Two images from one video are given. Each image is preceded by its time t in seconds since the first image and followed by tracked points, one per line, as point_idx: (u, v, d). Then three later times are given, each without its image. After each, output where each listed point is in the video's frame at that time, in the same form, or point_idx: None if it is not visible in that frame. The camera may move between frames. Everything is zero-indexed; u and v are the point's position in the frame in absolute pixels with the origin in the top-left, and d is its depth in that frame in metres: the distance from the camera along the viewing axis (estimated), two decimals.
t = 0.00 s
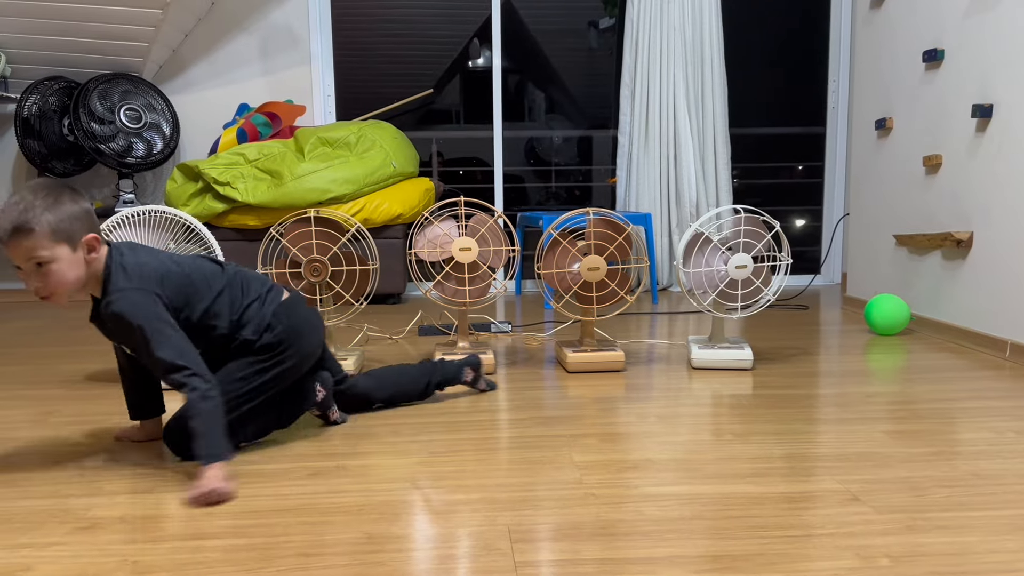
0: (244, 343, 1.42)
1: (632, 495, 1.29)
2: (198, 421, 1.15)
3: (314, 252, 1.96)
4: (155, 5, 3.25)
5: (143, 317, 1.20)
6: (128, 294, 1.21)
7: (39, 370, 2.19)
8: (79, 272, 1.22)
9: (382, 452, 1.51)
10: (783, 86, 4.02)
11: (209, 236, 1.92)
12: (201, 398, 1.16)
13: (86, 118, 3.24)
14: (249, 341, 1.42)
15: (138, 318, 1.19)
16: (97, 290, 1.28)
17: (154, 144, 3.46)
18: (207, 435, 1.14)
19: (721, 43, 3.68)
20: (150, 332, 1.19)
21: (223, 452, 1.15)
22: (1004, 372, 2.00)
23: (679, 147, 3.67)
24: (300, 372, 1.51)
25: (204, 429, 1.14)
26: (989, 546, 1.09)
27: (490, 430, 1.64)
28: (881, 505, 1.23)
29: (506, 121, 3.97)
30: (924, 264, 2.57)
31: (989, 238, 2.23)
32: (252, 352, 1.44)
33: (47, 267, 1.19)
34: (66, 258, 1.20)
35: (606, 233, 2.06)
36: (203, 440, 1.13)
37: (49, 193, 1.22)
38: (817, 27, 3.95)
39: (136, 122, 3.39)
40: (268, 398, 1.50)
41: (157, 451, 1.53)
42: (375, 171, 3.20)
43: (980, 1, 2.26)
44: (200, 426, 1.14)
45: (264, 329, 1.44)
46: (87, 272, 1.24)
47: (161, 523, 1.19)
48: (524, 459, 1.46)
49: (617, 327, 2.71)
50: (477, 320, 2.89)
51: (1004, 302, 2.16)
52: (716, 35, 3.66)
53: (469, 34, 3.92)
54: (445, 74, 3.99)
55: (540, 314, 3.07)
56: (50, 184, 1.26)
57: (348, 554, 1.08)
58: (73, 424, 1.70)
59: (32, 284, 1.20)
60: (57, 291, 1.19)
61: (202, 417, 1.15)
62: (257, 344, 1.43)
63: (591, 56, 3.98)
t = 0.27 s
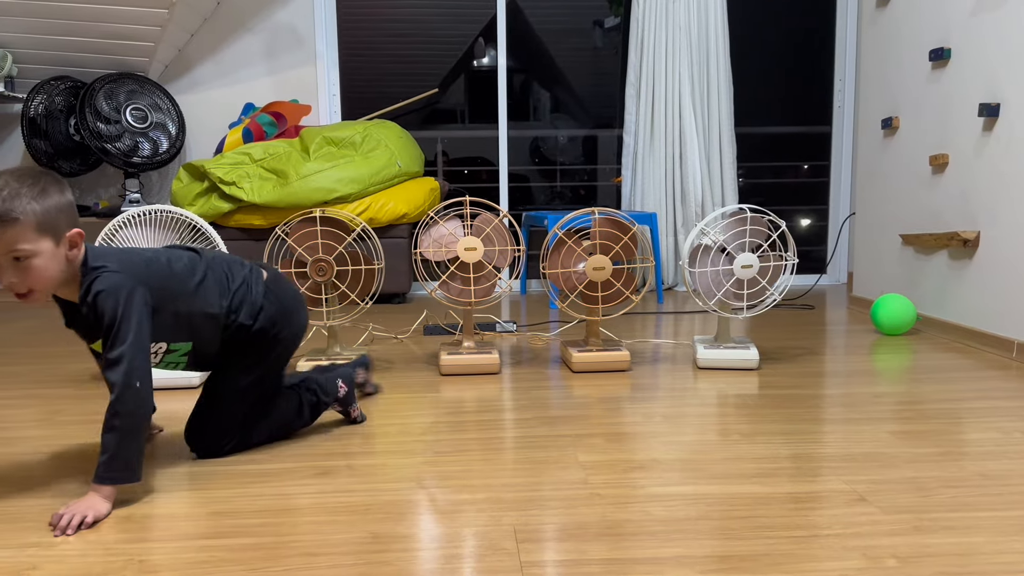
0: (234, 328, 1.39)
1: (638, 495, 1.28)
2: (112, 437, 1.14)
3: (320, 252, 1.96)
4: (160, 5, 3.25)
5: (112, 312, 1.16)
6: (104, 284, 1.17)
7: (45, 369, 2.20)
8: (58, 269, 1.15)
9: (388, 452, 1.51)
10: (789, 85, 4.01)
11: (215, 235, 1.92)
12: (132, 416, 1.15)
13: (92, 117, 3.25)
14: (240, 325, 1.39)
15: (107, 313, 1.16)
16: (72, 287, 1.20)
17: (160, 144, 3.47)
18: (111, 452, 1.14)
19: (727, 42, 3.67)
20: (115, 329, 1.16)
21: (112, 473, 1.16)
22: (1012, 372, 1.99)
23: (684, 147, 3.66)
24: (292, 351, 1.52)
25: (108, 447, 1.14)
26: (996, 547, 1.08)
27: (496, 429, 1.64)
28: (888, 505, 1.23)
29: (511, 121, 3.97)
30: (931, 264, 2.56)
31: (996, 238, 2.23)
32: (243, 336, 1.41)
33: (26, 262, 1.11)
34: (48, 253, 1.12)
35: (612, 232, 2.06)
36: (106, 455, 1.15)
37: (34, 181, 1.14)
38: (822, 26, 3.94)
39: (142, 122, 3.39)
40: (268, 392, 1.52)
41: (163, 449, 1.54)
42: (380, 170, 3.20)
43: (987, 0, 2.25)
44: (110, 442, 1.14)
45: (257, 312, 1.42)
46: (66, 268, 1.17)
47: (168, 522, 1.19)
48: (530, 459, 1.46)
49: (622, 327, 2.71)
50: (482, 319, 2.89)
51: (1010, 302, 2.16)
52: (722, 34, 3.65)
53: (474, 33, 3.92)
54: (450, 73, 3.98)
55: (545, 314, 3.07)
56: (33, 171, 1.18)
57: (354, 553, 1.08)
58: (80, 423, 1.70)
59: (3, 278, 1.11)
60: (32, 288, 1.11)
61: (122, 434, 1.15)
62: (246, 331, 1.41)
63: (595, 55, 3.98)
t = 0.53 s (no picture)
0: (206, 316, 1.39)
1: (642, 495, 1.28)
2: (117, 433, 1.15)
3: (325, 251, 1.96)
4: (165, 4, 3.26)
5: (117, 309, 1.14)
6: (107, 279, 1.14)
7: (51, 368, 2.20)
8: (46, 257, 1.09)
9: (393, 451, 1.51)
10: (793, 84, 4.00)
11: (220, 235, 1.93)
12: (136, 411, 1.16)
13: (97, 117, 3.25)
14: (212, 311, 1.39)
15: (111, 313, 1.14)
16: (56, 276, 1.14)
17: (165, 143, 3.48)
18: (118, 448, 1.15)
19: (732, 41, 3.67)
20: (118, 328, 1.15)
21: (117, 468, 1.17)
22: (1018, 372, 1.98)
23: (689, 145, 3.66)
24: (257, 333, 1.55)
25: (114, 442, 1.15)
26: (1002, 548, 1.08)
27: (500, 429, 1.64)
28: (893, 506, 1.23)
29: (516, 119, 3.98)
30: (936, 264, 2.56)
31: (1001, 237, 2.22)
32: (212, 322, 1.41)
33: (14, 250, 1.05)
34: (37, 239, 1.07)
35: (616, 232, 2.06)
36: (111, 452, 1.15)
37: (22, 163, 1.09)
38: (827, 25, 3.93)
39: (147, 121, 3.40)
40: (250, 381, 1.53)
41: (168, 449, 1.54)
42: (384, 170, 3.20)
43: None
44: (117, 438, 1.15)
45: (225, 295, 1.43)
46: (53, 256, 1.11)
47: (174, 522, 1.19)
48: (534, 458, 1.46)
49: (626, 326, 2.71)
50: (486, 319, 2.89)
51: (1016, 302, 2.15)
52: (727, 33, 3.64)
53: (478, 33, 3.92)
54: (454, 73, 3.98)
55: (549, 313, 3.07)
56: (21, 151, 1.12)
57: (359, 553, 1.08)
58: (85, 423, 1.71)
59: None
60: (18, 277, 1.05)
61: (128, 430, 1.16)
62: (219, 313, 1.42)
63: (600, 54, 3.98)
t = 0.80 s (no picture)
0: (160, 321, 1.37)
1: (646, 494, 1.28)
2: (117, 435, 1.16)
3: (328, 250, 1.97)
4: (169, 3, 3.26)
5: (103, 311, 1.16)
6: (89, 282, 1.16)
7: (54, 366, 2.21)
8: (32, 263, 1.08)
9: (395, 450, 1.51)
10: (798, 83, 3.99)
11: (224, 234, 1.93)
12: (132, 410, 1.18)
13: (101, 116, 3.25)
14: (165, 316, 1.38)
15: (96, 318, 1.15)
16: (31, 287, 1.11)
17: (169, 142, 3.48)
18: (121, 450, 1.16)
19: (736, 40, 3.66)
20: (105, 331, 1.16)
21: (123, 471, 1.18)
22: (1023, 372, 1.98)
23: (692, 145, 3.66)
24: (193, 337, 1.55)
25: (114, 445, 1.16)
26: (1006, 548, 1.08)
27: (503, 428, 1.65)
28: (897, 506, 1.22)
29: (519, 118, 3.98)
30: (940, 263, 2.55)
31: (1005, 237, 2.22)
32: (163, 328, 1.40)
33: (4, 254, 1.03)
34: (27, 243, 1.06)
35: (619, 231, 2.05)
36: (113, 455, 1.16)
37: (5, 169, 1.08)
38: (832, 25, 3.93)
39: (151, 120, 3.40)
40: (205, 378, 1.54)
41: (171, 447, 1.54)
42: (387, 169, 3.19)
43: None
44: (117, 440, 1.16)
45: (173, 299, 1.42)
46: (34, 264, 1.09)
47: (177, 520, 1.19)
48: (537, 457, 1.46)
49: (629, 325, 2.71)
50: (489, 318, 2.89)
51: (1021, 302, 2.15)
52: (730, 32, 3.64)
53: (482, 32, 3.92)
54: (458, 72, 3.98)
55: (552, 313, 3.07)
56: None
57: (362, 551, 1.08)
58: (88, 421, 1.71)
59: None
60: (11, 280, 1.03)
61: (127, 431, 1.17)
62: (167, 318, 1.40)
63: (604, 54, 3.97)
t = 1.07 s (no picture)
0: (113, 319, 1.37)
1: (647, 493, 1.28)
2: (131, 424, 1.21)
3: (330, 249, 1.97)
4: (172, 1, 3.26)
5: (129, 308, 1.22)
6: (117, 280, 1.21)
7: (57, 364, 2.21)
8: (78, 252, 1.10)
9: (397, 449, 1.51)
10: (800, 83, 3.99)
11: (227, 232, 1.93)
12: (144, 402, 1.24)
13: (104, 114, 3.25)
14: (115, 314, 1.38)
15: (122, 313, 1.21)
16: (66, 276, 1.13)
17: (172, 140, 3.49)
18: (135, 439, 1.20)
19: (738, 39, 3.66)
20: (129, 325, 1.22)
21: (133, 460, 1.21)
22: None
23: (695, 144, 3.66)
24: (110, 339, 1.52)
25: (127, 434, 1.20)
26: (1008, 549, 1.07)
27: (505, 427, 1.65)
28: (898, 505, 1.22)
29: (521, 117, 3.98)
30: (942, 263, 2.55)
31: (1007, 237, 2.22)
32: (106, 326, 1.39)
33: (63, 238, 1.06)
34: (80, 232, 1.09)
35: (621, 231, 2.06)
36: (127, 444, 1.19)
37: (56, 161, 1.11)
38: (835, 23, 3.92)
39: (154, 118, 3.40)
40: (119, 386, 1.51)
41: (173, 445, 1.54)
42: (389, 167, 3.20)
43: None
44: (131, 429, 1.20)
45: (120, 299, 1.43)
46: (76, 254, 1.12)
47: (179, 518, 1.20)
48: (539, 456, 1.46)
49: (631, 325, 2.71)
50: (491, 317, 2.89)
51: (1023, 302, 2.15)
52: (733, 31, 3.63)
53: (484, 30, 3.91)
54: (460, 70, 3.98)
55: (554, 312, 3.07)
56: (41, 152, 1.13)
57: (363, 550, 1.08)
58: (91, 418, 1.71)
59: (14, 258, 1.02)
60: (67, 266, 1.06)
61: (139, 421, 1.22)
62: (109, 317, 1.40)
63: (606, 52, 3.97)
